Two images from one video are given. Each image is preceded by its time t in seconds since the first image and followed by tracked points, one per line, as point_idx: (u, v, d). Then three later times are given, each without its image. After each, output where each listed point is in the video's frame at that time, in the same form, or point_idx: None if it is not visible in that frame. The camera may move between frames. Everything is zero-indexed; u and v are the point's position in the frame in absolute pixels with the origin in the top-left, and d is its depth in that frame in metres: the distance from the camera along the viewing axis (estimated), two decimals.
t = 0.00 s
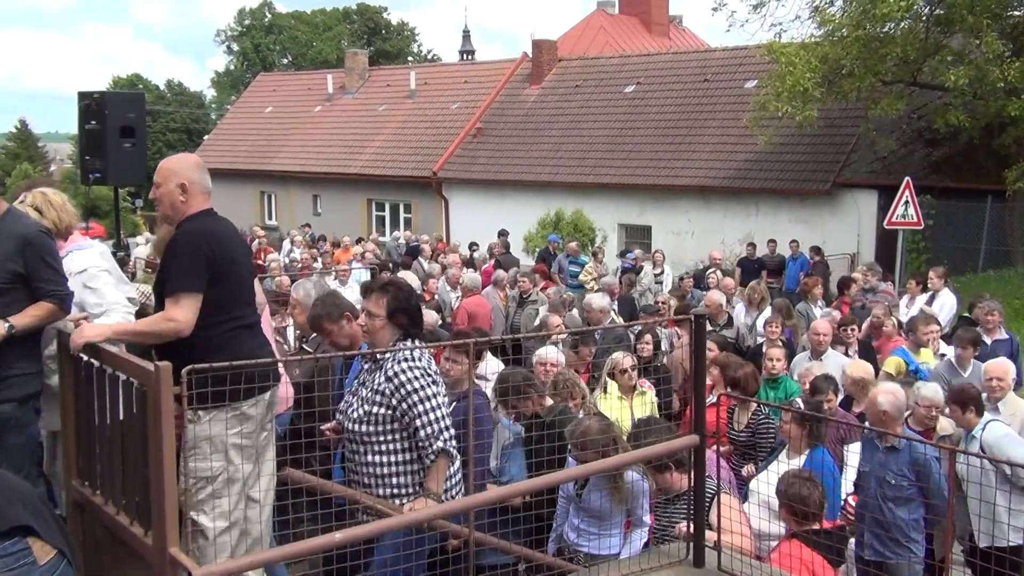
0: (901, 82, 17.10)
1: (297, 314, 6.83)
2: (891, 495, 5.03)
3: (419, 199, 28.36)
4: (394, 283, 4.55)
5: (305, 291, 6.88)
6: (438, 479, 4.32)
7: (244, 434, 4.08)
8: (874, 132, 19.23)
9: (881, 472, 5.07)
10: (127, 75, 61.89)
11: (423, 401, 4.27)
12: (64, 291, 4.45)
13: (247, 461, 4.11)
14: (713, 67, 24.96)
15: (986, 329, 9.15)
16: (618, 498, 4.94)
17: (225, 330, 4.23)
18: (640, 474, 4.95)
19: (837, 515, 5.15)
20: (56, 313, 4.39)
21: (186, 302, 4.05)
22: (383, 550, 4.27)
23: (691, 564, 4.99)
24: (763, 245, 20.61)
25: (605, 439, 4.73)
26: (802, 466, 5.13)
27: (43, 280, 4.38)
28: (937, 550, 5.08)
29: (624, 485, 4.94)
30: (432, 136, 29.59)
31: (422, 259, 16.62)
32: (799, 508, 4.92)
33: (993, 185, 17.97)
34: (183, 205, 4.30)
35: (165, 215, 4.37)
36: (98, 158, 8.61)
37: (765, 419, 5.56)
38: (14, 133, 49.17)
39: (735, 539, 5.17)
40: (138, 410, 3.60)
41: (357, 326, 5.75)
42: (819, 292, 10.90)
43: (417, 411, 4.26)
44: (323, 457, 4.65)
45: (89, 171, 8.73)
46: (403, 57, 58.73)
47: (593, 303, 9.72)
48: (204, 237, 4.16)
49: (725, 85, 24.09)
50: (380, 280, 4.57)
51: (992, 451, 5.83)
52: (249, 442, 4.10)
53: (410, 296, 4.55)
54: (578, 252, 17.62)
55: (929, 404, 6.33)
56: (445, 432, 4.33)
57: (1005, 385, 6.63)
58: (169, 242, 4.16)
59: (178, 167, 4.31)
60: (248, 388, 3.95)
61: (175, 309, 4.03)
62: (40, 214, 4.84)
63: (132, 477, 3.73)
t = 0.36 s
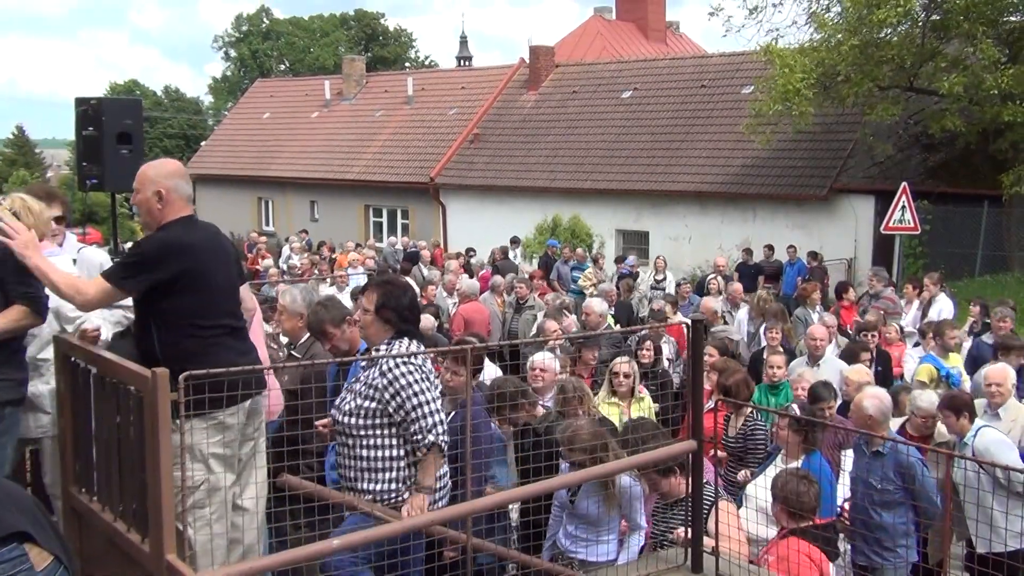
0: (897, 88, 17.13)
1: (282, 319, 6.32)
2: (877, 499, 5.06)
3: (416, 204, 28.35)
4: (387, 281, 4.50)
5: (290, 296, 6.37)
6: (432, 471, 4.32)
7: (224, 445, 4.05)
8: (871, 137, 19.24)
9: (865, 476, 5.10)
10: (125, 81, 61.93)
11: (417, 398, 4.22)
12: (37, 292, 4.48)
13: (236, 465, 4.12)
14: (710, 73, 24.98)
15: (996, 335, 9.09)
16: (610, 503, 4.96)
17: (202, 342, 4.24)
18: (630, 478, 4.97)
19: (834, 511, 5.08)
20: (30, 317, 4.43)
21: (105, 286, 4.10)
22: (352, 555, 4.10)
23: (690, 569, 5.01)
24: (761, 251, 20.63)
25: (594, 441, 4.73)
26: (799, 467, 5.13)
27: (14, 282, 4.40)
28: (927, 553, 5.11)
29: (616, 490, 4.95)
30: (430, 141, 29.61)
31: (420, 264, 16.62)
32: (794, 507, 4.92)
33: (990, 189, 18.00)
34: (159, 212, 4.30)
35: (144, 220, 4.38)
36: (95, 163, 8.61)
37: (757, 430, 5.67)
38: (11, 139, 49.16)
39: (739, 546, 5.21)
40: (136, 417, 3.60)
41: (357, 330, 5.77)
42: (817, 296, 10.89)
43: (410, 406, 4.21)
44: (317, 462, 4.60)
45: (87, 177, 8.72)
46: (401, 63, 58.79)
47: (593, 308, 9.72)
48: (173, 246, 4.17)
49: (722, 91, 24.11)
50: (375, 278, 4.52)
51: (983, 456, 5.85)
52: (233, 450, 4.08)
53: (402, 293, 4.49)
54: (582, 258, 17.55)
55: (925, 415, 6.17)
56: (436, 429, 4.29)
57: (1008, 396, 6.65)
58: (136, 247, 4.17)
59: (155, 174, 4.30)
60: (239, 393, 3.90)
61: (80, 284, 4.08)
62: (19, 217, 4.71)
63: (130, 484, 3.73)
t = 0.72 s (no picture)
0: (888, 93, 17.19)
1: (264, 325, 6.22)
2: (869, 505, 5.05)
3: (408, 210, 28.35)
4: (365, 286, 4.46)
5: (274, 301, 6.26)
6: (375, 460, 4.13)
7: (208, 453, 4.02)
8: (862, 142, 19.29)
9: (858, 482, 5.14)
10: (117, 87, 61.88)
11: (393, 406, 4.18)
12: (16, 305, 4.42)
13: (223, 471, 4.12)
14: (702, 79, 25.04)
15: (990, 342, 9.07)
16: (593, 512, 4.77)
17: (188, 350, 4.23)
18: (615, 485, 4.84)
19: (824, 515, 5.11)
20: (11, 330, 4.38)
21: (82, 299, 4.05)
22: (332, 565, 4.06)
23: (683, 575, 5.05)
24: (752, 256, 20.65)
25: (574, 453, 4.60)
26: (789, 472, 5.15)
27: None
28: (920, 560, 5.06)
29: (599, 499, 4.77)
30: (422, 147, 29.61)
31: (412, 269, 16.61)
32: (782, 508, 4.89)
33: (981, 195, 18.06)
34: (148, 219, 4.30)
35: (133, 227, 4.39)
36: (86, 169, 8.58)
37: (741, 436, 5.69)
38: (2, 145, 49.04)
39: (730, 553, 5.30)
40: (126, 425, 3.58)
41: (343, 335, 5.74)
42: (809, 301, 10.90)
43: (386, 413, 4.17)
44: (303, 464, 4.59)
45: (78, 183, 8.69)
46: (393, 69, 58.89)
47: (586, 314, 9.72)
48: (159, 253, 4.16)
49: (713, 97, 24.18)
50: (353, 284, 4.47)
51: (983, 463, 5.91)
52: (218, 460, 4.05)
53: (381, 296, 4.44)
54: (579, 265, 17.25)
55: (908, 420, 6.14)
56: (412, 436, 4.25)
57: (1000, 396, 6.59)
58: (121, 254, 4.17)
59: (144, 180, 4.30)
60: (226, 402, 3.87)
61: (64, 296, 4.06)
62: None
63: (121, 491, 3.71)
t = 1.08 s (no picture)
0: (875, 99, 17.26)
1: (247, 326, 6.03)
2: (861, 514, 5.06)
3: (397, 215, 28.33)
4: (328, 300, 4.42)
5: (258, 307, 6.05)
6: (326, 476, 4.08)
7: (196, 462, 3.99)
8: (850, 148, 19.37)
9: (850, 491, 5.16)
10: (104, 93, 61.66)
11: (348, 421, 4.14)
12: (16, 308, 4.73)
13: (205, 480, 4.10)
14: (690, 85, 25.11)
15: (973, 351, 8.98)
16: (572, 519, 4.77)
17: (176, 358, 4.22)
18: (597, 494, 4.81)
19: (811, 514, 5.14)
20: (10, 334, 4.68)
21: (105, 327, 3.96)
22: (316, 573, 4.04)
23: None
24: (741, 262, 20.71)
25: (552, 468, 4.60)
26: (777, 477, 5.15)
27: None
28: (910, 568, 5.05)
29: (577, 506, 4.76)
30: (410, 153, 29.60)
31: (400, 274, 16.59)
32: (769, 508, 4.90)
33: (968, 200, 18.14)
34: (138, 225, 4.28)
35: (122, 233, 4.36)
36: (74, 175, 8.55)
37: (732, 442, 5.79)
38: None
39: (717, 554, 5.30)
40: (115, 432, 3.56)
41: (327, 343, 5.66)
42: (797, 307, 10.93)
43: (341, 429, 4.13)
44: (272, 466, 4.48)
45: (66, 189, 8.66)
46: (383, 74, 58.91)
47: (572, 319, 9.73)
48: (151, 261, 4.13)
49: (702, 103, 24.24)
50: (314, 296, 4.44)
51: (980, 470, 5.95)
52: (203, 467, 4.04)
53: (344, 312, 4.42)
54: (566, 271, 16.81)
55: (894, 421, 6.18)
56: (372, 448, 4.22)
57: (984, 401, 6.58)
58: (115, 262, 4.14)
59: (132, 186, 4.27)
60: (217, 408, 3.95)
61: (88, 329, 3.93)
62: None
63: (108, 498, 3.69)
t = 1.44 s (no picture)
0: (859, 105, 17.34)
1: (222, 330, 5.78)
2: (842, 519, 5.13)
3: (382, 221, 28.28)
4: (278, 284, 4.45)
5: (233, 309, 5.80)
6: (287, 472, 4.07)
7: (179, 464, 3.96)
8: (834, 154, 19.45)
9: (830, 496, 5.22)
10: (88, 98, 61.35)
11: (304, 409, 4.12)
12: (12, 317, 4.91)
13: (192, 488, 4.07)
14: (675, 91, 25.18)
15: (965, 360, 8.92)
16: (547, 528, 4.69)
17: (159, 361, 4.20)
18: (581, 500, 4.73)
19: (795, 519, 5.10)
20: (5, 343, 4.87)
21: (108, 329, 3.97)
22: None
23: None
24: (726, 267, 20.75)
25: (521, 464, 4.59)
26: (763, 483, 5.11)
27: None
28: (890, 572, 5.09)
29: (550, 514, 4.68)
30: (396, 158, 29.56)
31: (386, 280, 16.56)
32: (752, 513, 4.92)
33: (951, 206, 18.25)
34: (128, 228, 4.27)
35: (109, 237, 4.34)
36: (57, 180, 8.51)
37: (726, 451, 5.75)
38: None
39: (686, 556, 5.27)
40: (97, 438, 3.53)
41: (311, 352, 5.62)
42: (782, 312, 10.96)
43: (299, 418, 4.11)
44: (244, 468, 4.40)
45: (49, 194, 8.61)
46: (367, 79, 58.92)
47: (554, 325, 9.73)
48: (139, 261, 4.14)
49: (686, 108, 24.32)
50: (264, 283, 4.47)
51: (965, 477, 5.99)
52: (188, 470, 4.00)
53: (296, 296, 4.43)
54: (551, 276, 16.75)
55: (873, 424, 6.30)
56: (334, 436, 4.20)
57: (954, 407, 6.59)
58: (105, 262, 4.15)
59: (122, 190, 4.28)
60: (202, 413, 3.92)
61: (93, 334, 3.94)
62: None
63: (91, 505, 3.66)
